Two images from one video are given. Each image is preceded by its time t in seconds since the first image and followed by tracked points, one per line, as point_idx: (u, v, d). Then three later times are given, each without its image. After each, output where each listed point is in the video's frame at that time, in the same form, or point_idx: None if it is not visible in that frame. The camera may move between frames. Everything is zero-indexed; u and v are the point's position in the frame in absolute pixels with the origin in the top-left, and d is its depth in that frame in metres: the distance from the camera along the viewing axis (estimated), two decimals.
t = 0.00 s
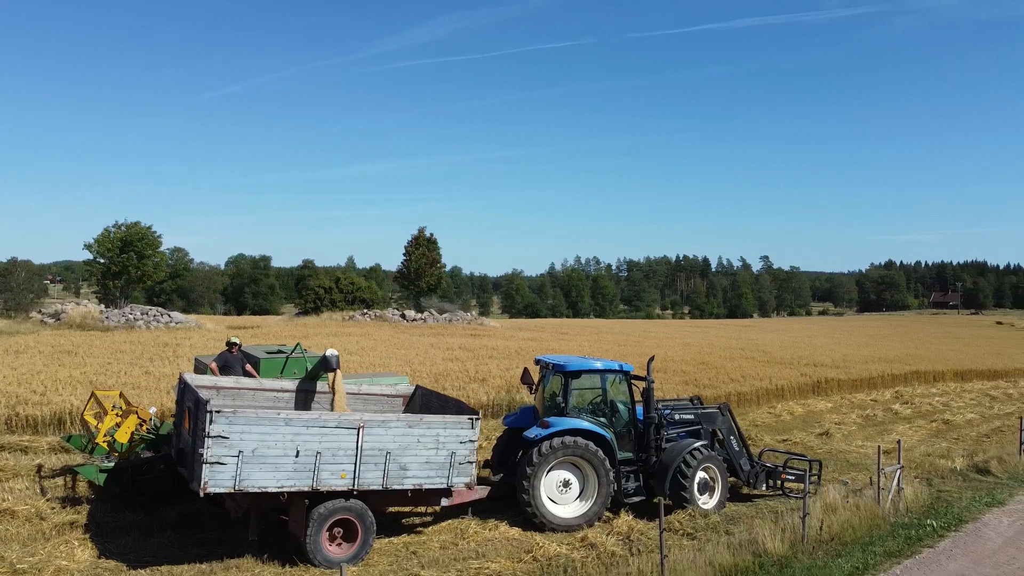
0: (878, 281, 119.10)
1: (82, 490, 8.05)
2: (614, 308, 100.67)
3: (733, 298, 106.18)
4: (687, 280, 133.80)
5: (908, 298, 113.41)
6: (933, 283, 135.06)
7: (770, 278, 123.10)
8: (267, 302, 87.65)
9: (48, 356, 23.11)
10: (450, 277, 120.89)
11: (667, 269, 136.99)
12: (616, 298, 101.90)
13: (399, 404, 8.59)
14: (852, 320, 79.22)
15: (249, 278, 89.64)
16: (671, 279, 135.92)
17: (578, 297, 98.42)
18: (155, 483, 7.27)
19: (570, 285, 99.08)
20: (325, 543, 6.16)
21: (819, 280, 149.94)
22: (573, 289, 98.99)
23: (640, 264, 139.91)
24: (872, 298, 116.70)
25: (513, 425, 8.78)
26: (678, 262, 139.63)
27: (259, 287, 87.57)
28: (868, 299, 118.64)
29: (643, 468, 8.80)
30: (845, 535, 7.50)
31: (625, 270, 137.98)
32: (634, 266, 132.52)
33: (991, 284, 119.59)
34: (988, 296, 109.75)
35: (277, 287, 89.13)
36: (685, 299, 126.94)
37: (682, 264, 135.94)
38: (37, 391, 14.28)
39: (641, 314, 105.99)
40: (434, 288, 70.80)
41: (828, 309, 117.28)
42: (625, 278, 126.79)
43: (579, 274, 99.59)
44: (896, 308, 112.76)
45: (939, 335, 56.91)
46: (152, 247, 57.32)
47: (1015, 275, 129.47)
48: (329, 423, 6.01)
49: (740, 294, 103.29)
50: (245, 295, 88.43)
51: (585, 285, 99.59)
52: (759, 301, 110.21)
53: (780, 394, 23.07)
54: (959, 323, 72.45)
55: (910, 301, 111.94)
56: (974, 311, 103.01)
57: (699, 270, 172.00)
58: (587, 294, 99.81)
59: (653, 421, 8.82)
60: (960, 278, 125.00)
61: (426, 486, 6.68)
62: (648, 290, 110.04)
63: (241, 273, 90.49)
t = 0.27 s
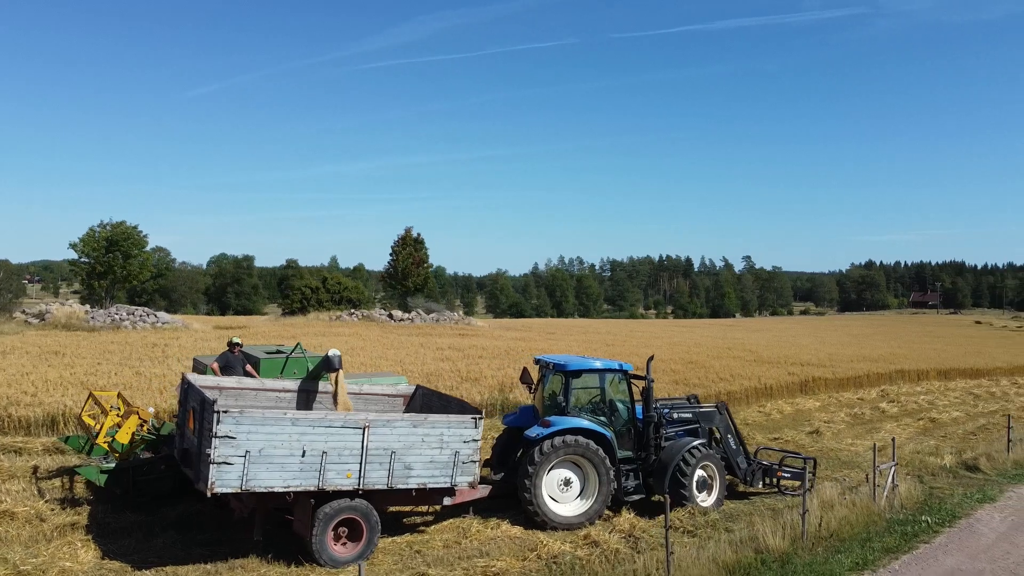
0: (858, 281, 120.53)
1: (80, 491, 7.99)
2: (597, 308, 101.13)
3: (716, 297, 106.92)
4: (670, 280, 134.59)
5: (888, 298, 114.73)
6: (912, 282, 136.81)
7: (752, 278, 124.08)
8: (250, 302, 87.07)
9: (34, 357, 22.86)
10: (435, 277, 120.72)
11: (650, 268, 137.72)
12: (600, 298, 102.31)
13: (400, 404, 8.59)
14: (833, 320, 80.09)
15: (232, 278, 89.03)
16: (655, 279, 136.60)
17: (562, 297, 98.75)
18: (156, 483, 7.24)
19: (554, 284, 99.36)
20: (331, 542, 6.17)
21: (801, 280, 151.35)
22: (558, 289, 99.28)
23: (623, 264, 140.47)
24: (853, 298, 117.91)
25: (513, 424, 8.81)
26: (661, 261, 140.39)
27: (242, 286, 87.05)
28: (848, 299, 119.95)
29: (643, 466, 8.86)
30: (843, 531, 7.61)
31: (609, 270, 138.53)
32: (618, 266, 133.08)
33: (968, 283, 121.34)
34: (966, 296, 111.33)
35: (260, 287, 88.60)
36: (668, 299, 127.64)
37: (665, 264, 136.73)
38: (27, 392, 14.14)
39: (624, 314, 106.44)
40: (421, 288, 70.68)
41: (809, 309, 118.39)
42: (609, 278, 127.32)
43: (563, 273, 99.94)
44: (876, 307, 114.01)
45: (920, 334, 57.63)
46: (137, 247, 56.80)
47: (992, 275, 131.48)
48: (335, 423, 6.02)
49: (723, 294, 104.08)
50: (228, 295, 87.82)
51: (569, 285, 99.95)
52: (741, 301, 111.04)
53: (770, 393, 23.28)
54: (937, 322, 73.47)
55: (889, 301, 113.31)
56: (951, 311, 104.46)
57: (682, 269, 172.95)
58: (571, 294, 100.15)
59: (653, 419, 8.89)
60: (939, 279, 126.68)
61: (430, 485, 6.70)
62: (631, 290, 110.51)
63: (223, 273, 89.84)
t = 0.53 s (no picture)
0: (839, 280, 121.86)
1: (79, 492, 7.93)
2: (581, 308, 101.46)
3: (699, 297, 107.62)
4: (653, 279, 135.29)
5: (868, 298, 116.01)
6: (892, 282, 138.50)
7: (735, 278, 124.98)
8: (233, 302, 86.46)
9: (20, 357, 22.56)
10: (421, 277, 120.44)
11: (633, 268, 138.36)
12: (584, 298, 102.63)
13: (401, 403, 8.58)
14: (815, 319, 80.91)
15: (214, 277, 88.32)
16: (638, 278, 137.21)
17: (546, 296, 99.05)
18: (157, 484, 7.21)
19: (538, 284, 99.63)
20: (336, 541, 6.17)
21: (782, 280, 152.56)
22: (542, 288, 99.54)
23: (607, 264, 140.90)
24: (834, 297, 119.03)
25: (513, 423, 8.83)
26: (644, 261, 141.10)
27: (225, 286, 86.43)
28: (829, 298, 121.22)
29: (642, 464, 8.92)
30: (841, 527, 7.70)
31: (592, 269, 138.96)
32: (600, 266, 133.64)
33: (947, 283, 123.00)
34: (943, 296, 112.92)
35: (243, 286, 87.98)
36: (651, 298, 128.30)
37: (649, 264, 137.47)
38: (17, 393, 13.98)
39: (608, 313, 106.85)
40: (408, 287, 70.50)
41: (791, 309, 119.48)
42: (593, 278, 127.80)
43: (547, 273, 100.23)
44: (856, 307, 115.15)
45: (901, 333, 58.32)
46: (123, 246, 56.21)
47: (970, 275, 133.37)
48: (342, 422, 6.03)
49: (706, 294, 104.81)
50: (210, 295, 87.13)
51: (553, 285, 100.24)
52: (724, 300, 111.87)
53: (759, 392, 23.47)
54: (916, 321, 74.44)
55: (869, 300, 114.64)
56: (929, 310, 105.93)
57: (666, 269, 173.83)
58: (556, 294, 100.45)
59: (652, 418, 8.95)
60: (918, 279, 128.33)
61: (435, 484, 6.72)
62: (615, 290, 110.88)
63: (205, 273, 89.14)
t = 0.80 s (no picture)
0: (819, 280, 123.24)
1: (77, 492, 7.87)
2: (565, 308, 101.78)
3: (682, 296, 108.38)
4: (636, 279, 136.04)
5: (848, 297, 117.26)
6: (871, 282, 140.21)
7: (717, 278, 125.99)
8: (216, 303, 85.90)
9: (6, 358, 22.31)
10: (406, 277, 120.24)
11: (616, 268, 139.08)
12: (567, 297, 103.00)
13: (402, 402, 8.59)
14: (796, 318, 81.81)
15: (196, 277, 87.74)
16: (622, 278, 137.88)
17: (530, 296, 99.39)
18: (158, 484, 7.17)
19: (522, 284, 99.92)
20: (343, 540, 6.18)
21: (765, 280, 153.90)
22: (526, 288, 99.83)
23: (591, 264, 141.38)
24: (815, 297, 120.18)
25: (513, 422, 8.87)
26: (627, 261, 141.85)
27: (208, 286, 85.93)
28: (810, 298, 122.54)
29: (642, 462, 8.99)
30: (839, 524, 7.81)
31: (576, 269, 139.55)
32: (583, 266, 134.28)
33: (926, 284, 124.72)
34: (922, 295, 114.50)
35: (225, 286, 87.44)
36: (634, 298, 129.06)
37: (632, 264, 138.26)
38: (9, 394, 13.83)
39: (592, 313, 107.32)
40: (395, 287, 70.38)
41: (772, 309, 120.66)
42: (576, 278, 128.37)
43: (531, 273, 100.56)
44: (837, 307, 116.34)
45: (883, 333, 59.00)
46: (109, 245, 55.72)
47: (948, 275, 135.34)
48: (348, 421, 6.03)
49: (689, 293, 105.58)
50: (193, 295, 86.56)
51: (537, 285, 100.61)
52: (707, 300, 112.74)
53: (749, 391, 23.66)
54: (896, 320, 75.44)
55: (849, 300, 116.04)
56: (907, 310, 107.47)
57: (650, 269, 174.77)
58: (539, 294, 100.85)
59: (651, 416, 9.02)
60: (898, 280, 130.01)
61: (439, 483, 6.75)
62: (598, 290, 111.34)
63: (188, 272, 88.55)
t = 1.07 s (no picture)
0: (801, 280, 124.50)
1: (77, 494, 7.82)
2: (549, 308, 102.14)
3: (665, 296, 109.10)
4: (620, 279, 136.73)
5: (829, 297, 118.50)
6: (852, 282, 141.90)
7: (700, 278, 126.94)
8: (199, 303, 85.36)
9: None
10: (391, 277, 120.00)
11: (600, 268, 139.74)
12: (551, 297, 103.36)
13: (405, 402, 8.61)
14: (778, 318, 82.70)
15: (179, 277, 87.15)
16: (605, 278, 138.53)
17: (515, 296, 99.67)
18: (161, 484, 7.14)
19: (507, 284, 100.17)
20: (351, 539, 6.19)
21: (748, 280, 155.15)
22: (511, 288, 100.10)
23: (574, 264, 141.83)
24: (796, 297, 121.32)
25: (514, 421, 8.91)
26: (610, 261, 142.60)
27: (190, 286, 85.47)
28: (791, 298, 123.83)
29: (642, 460, 9.04)
30: (838, 520, 7.91)
31: (560, 269, 140.10)
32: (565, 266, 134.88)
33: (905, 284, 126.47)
34: (901, 295, 116.13)
35: (208, 286, 86.90)
36: (617, 298, 129.76)
37: (615, 264, 138.99)
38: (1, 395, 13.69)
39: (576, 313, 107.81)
40: (382, 287, 70.27)
41: (755, 308, 121.80)
42: (560, 278, 128.85)
43: (516, 273, 100.87)
44: (818, 306, 117.57)
45: (865, 332, 59.66)
46: (95, 245, 55.24)
47: (927, 274, 137.28)
48: (356, 420, 6.05)
49: (672, 293, 106.31)
50: (175, 295, 85.96)
51: (522, 285, 100.93)
52: (690, 300, 113.61)
53: (739, 390, 23.87)
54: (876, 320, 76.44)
55: (830, 300, 117.36)
56: (886, 309, 109.01)
57: (634, 269, 175.62)
58: (524, 294, 101.20)
59: (652, 415, 9.08)
60: (878, 280, 131.64)
61: (445, 481, 6.78)
62: (582, 289, 111.79)
63: (170, 272, 87.93)
